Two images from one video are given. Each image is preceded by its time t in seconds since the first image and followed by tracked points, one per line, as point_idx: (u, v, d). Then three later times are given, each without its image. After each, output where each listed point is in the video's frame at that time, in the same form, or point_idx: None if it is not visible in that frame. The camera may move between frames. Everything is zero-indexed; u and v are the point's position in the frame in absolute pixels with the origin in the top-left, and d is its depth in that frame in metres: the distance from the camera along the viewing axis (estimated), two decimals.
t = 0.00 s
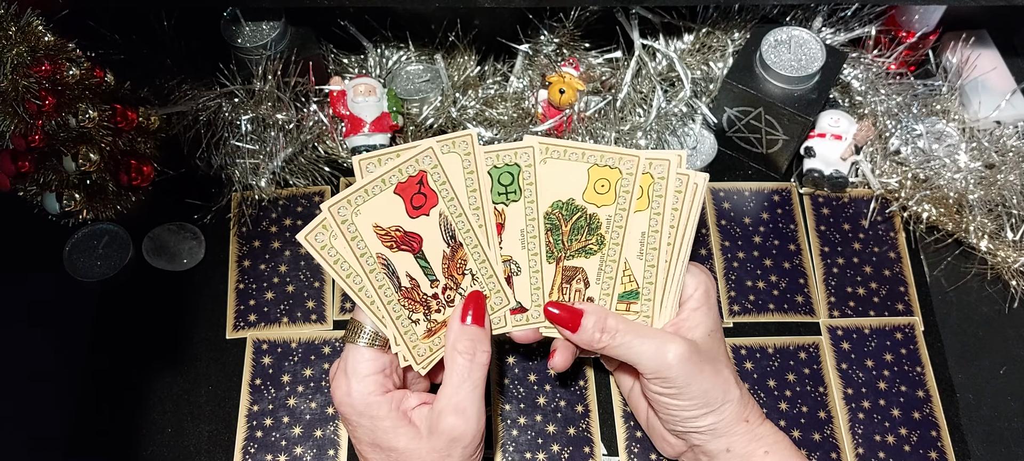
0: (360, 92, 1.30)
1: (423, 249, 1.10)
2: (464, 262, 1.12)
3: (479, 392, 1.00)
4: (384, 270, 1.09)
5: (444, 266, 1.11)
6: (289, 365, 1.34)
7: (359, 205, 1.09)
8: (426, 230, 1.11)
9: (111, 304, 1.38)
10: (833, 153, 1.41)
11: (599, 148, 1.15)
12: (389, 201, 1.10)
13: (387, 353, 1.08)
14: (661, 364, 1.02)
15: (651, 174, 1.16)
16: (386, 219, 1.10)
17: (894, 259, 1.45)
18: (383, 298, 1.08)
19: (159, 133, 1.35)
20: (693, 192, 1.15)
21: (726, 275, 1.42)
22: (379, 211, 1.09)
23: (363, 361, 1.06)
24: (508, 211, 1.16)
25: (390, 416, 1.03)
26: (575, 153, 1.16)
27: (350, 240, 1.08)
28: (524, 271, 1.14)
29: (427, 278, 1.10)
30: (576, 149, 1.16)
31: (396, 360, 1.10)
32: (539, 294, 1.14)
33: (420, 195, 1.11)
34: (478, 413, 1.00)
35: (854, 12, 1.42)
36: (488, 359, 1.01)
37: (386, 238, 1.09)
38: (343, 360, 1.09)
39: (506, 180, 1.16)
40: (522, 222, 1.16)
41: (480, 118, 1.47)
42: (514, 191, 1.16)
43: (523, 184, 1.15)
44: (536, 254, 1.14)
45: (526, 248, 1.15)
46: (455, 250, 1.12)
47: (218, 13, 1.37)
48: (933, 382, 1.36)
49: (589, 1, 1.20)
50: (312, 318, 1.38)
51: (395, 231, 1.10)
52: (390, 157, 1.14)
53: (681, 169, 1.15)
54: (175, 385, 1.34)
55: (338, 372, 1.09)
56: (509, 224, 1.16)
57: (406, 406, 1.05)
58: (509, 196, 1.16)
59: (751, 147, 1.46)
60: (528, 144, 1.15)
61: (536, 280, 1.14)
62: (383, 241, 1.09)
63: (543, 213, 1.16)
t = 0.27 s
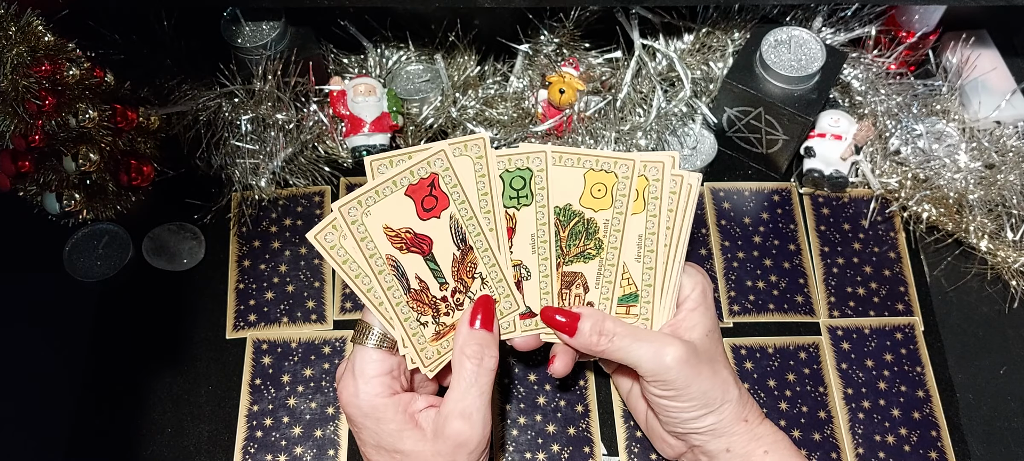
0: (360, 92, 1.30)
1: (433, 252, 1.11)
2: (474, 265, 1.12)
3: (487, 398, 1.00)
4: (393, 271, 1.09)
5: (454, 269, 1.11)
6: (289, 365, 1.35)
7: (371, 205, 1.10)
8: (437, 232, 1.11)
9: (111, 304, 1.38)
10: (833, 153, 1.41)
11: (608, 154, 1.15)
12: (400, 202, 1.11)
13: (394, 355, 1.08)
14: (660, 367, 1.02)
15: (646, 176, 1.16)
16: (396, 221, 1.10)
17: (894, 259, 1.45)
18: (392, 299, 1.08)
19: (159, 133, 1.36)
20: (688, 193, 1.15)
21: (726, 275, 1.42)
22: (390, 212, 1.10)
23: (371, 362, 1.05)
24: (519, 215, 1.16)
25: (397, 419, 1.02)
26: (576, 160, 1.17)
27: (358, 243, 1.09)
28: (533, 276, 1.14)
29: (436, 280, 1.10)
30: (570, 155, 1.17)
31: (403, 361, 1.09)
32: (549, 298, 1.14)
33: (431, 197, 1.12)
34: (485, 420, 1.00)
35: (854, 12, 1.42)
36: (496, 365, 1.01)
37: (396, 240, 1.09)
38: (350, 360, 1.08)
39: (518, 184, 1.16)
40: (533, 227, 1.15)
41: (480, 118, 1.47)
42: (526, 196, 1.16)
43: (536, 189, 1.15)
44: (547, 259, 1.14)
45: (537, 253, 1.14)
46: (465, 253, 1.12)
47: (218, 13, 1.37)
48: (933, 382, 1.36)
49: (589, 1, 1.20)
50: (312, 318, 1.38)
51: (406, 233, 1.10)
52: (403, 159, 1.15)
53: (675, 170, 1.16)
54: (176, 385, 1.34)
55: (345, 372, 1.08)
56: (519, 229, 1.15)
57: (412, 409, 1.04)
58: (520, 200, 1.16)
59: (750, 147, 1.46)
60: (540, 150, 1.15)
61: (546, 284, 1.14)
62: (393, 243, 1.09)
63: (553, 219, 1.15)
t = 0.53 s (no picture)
0: (360, 92, 1.31)
1: (458, 254, 1.06)
2: (494, 270, 1.09)
3: (495, 400, 1.01)
4: (417, 270, 1.05)
5: (474, 273, 1.08)
6: (289, 365, 1.35)
7: (409, 200, 1.03)
8: (464, 236, 1.07)
9: (111, 304, 1.38)
10: (833, 153, 1.41)
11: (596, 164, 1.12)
12: (436, 202, 1.04)
13: (404, 355, 1.07)
14: (652, 373, 1.02)
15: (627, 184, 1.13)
16: (428, 220, 1.04)
17: (894, 260, 1.45)
18: (411, 296, 1.04)
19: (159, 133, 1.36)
20: (671, 198, 1.14)
21: (726, 275, 1.42)
22: (424, 210, 1.04)
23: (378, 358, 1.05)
24: (541, 227, 1.12)
25: (400, 416, 1.03)
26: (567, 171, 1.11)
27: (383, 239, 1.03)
28: (546, 288, 1.14)
29: (456, 282, 1.07)
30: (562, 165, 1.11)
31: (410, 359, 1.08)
32: (558, 312, 1.15)
33: (465, 200, 1.05)
34: (491, 420, 1.01)
35: (854, 12, 1.42)
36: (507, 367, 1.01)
37: (425, 238, 1.05)
38: (357, 355, 1.07)
39: (544, 196, 1.11)
40: (553, 241, 1.13)
41: (480, 118, 1.46)
42: (551, 209, 1.12)
43: (561, 204, 1.12)
44: (560, 274, 1.14)
45: (553, 266, 1.14)
46: (485, 258, 1.09)
47: (218, 13, 1.37)
48: (933, 382, 1.36)
49: (589, 1, 1.20)
50: (312, 318, 1.38)
51: (434, 232, 1.05)
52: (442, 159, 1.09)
53: (657, 176, 1.13)
54: (176, 385, 1.34)
55: (351, 365, 1.08)
56: (539, 241, 1.13)
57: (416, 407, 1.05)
58: (544, 213, 1.12)
59: (751, 147, 1.46)
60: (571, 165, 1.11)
61: (556, 298, 1.15)
62: (421, 241, 1.05)
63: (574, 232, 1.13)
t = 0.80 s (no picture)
0: (360, 92, 1.31)
1: (438, 239, 1.11)
2: (480, 254, 1.11)
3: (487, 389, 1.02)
4: (399, 259, 1.10)
5: (459, 258, 1.11)
6: (289, 365, 1.34)
7: (376, 193, 1.09)
8: (443, 221, 1.11)
9: (111, 304, 1.38)
10: (833, 153, 1.41)
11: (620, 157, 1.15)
12: (405, 191, 1.10)
13: (393, 354, 1.07)
14: (660, 369, 1.02)
15: (655, 179, 1.16)
16: (402, 209, 1.10)
17: (894, 260, 1.45)
18: (395, 285, 1.09)
19: (159, 133, 1.35)
20: (697, 197, 1.15)
21: (726, 275, 1.42)
22: (396, 201, 1.10)
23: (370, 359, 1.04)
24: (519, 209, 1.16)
25: (399, 415, 1.02)
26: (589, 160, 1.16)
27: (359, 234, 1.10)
28: (533, 269, 1.14)
29: (440, 267, 1.10)
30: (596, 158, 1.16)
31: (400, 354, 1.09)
32: (549, 292, 1.14)
33: (438, 186, 1.11)
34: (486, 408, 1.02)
35: (854, 12, 1.42)
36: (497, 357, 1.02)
37: (401, 226, 1.10)
38: (347, 359, 1.07)
39: (520, 177, 1.16)
40: (535, 220, 1.15)
41: (480, 118, 1.46)
42: (528, 189, 1.16)
43: (539, 184, 1.15)
44: (548, 252, 1.14)
45: (539, 246, 1.14)
46: (469, 242, 1.11)
47: (218, 13, 1.37)
48: (933, 382, 1.36)
49: (589, 1, 1.20)
50: (312, 318, 1.38)
51: (411, 220, 1.10)
52: (407, 148, 1.14)
53: (686, 173, 1.15)
54: (176, 385, 1.34)
55: (342, 371, 1.07)
56: (521, 221, 1.16)
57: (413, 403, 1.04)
58: (523, 193, 1.16)
59: (751, 147, 1.46)
60: (545, 144, 1.14)
61: (547, 277, 1.14)
62: (396, 230, 1.10)
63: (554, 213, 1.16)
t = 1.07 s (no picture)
0: (360, 92, 1.31)
1: (473, 241, 1.12)
2: (509, 261, 1.13)
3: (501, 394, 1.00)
4: (431, 253, 1.11)
5: (488, 262, 1.13)
6: (289, 365, 1.35)
7: (426, 182, 1.11)
8: (480, 222, 1.12)
9: (111, 304, 1.38)
10: (833, 153, 1.41)
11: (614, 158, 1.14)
12: (452, 186, 1.12)
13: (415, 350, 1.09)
14: (666, 369, 1.01)
15: (645, 178, 1.14)
16: (444, 203, 1.11)
17: (894, 260, 1.45)
18: (424, 278, 1.10)
19: (159, 133, 1.35)
20: (687, 196, 1.13)
21: (726, 275, 1.42)
22: (438, 194, 1.11)
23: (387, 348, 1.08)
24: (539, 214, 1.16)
25: (402, 404, 1.04)
26: (567, 159, 1.15)
27: (385, 227, 1.11)
28: (548, 273, 1.15)
29: (469, 268, 1.12)
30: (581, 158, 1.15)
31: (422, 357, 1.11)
32: (563, 296, 1.15)
33: (483, 187, 1.12)
34: (495, 415, 1.00)
35: (854, 12, 1.42)
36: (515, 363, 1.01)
37: (440, 221, 1.11)
38: (370, 345, 1.11)
39: (540, 182, 1.16)
40: (553, 226, 1.16)
41: (480, 118, 1.47)
42: (548, 194, 1.16)
43: (557, 189, 1.16)
44: (564, 260, 1.15)
45: (554, 252, 1.15)
46: (501, 248, 1.13)
47: (218, 13, 1.37)
48: (933, 382, 1.36)
49: (589, 1, 1.20)
50: (312, 318, 1.38)
51: (450, 216, 1.11)
52: (454, 145, 1.17)
53: (675, 172, 1.13)
54: (176, 385, 1.34)
55: (361, 356, 1.11)
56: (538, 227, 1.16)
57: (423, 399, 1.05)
58: (541, 198, 1.16)
59: (751, 147, 1.46)
60: (566, 150, 1.15)
61: (560, 283, 1.15)
62: (437, 223, 1.11)
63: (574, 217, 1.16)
